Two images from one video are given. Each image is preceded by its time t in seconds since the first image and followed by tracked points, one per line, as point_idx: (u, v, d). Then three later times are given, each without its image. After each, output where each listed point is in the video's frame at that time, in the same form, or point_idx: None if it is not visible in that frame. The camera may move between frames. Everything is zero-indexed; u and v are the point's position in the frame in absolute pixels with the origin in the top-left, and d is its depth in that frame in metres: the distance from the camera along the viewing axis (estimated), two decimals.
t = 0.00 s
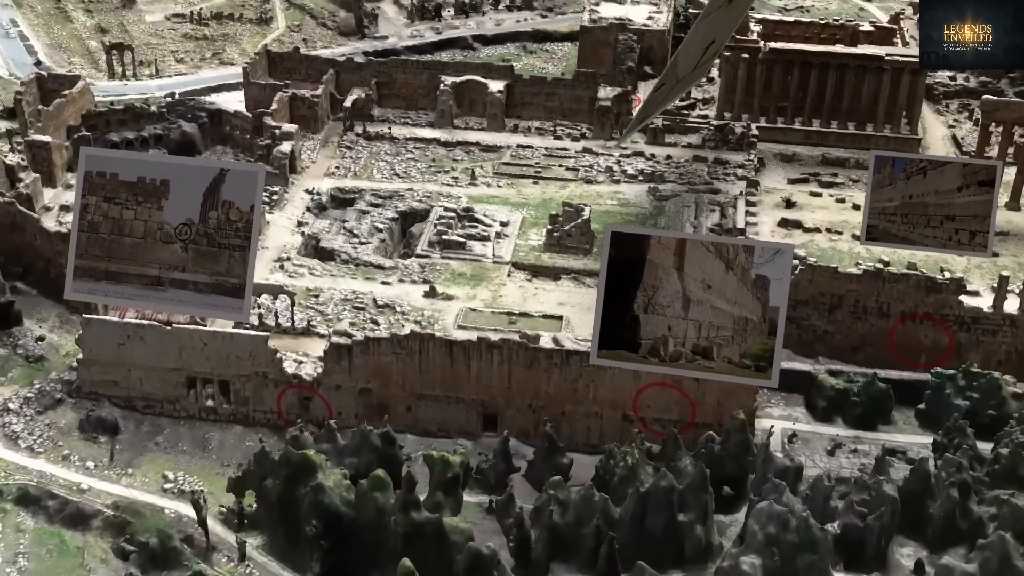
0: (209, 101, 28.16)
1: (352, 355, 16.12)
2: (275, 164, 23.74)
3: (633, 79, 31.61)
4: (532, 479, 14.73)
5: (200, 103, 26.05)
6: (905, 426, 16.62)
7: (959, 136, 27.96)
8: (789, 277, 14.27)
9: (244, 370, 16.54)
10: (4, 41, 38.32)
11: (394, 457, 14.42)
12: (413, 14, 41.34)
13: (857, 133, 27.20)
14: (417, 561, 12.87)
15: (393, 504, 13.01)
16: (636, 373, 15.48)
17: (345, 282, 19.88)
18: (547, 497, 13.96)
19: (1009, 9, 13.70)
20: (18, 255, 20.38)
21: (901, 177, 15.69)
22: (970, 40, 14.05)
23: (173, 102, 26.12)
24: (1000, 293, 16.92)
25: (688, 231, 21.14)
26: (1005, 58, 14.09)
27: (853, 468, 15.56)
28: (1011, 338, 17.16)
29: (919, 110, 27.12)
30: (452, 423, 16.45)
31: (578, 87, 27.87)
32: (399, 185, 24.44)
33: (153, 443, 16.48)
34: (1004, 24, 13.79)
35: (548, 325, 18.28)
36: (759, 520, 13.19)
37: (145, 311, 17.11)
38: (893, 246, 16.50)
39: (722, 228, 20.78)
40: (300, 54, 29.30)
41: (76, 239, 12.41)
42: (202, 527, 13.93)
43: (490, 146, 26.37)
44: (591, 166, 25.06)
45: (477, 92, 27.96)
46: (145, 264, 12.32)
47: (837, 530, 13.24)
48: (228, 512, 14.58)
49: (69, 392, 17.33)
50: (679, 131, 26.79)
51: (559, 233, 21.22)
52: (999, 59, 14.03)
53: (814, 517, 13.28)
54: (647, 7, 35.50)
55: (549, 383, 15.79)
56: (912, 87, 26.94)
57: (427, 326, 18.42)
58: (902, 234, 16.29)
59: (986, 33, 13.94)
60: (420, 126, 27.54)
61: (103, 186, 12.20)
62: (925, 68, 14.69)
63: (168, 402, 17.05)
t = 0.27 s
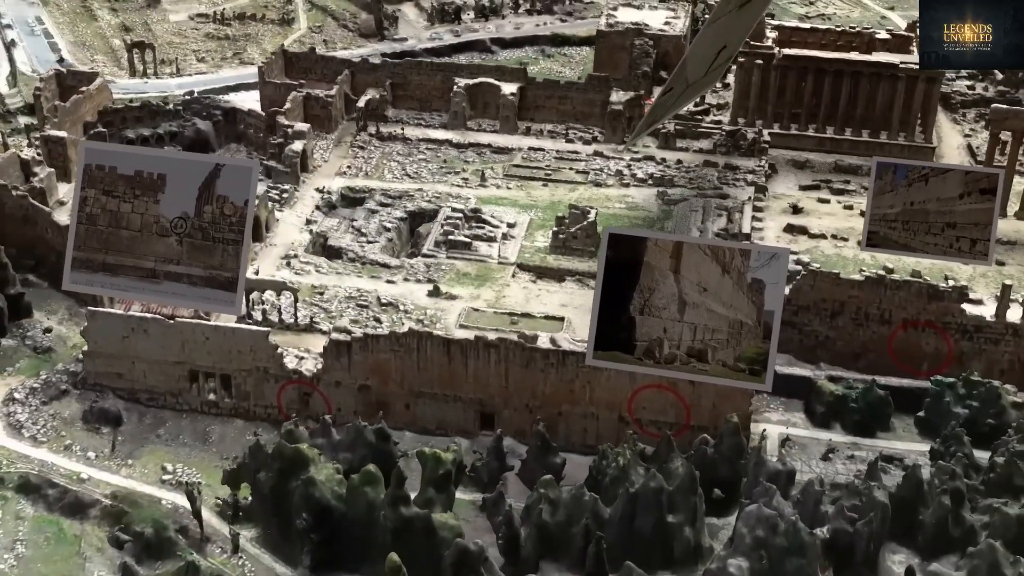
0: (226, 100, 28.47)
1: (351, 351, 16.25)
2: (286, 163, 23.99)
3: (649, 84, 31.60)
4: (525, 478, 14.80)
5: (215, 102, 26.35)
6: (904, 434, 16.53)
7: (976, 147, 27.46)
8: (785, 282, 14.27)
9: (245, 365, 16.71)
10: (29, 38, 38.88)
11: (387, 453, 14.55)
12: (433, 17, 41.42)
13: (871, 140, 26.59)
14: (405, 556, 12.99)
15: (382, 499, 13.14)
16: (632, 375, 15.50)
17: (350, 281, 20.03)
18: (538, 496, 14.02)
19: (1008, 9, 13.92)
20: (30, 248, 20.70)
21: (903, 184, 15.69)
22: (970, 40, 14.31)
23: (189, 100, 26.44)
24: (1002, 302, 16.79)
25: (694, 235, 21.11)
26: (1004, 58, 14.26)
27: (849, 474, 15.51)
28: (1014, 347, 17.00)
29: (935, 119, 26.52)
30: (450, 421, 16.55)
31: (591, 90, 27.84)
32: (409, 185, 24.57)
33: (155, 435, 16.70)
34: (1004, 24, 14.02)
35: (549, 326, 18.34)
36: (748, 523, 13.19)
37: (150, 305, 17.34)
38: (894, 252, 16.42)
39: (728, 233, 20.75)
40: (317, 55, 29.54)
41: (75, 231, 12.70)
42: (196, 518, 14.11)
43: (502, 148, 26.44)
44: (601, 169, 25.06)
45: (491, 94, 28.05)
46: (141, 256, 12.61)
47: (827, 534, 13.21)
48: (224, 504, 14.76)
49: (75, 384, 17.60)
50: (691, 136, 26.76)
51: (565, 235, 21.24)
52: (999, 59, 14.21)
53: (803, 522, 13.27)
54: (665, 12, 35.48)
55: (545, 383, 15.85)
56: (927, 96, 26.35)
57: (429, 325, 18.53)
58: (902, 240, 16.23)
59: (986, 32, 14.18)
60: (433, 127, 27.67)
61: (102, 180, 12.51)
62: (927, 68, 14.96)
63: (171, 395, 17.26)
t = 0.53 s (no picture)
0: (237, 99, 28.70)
1: (351, 349, 16.35)
2: (294, 163, 24.18)
3: (659, 88, 31.60)
4: (520, 477, 14.85)
5: (226, 101, 26.57)
6: (903, 438, 16.48)
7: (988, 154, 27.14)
8: (781, 285, 14.25)
9: (246, 361, 16.85)
10: (47, 37, 39.29)
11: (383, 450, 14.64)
12: (447, 19, 41.47)
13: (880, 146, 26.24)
14: (397, 552, 13.08)
15: (375, 495, 13.24)
16: (630, 376, 15.53)
17: (354, 279, 20.15)
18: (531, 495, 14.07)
19: (1008, 9, 13.98)
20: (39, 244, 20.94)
21: (903, 189, 15.61)
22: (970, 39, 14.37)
23: (200, 99, 26.66)
24: (1004, 308, 16.71)
25: (698, 238, 21.08)
26: (1005, 58, 14.27)
27: (846, 478, 15.47)
28: (1015, 353, 16.93)
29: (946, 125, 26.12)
30: (448, 420, 16.63)
31: (599, 93, 27.79)
32: (417, 185, 24.67)
33: (156, 429, 16.85)
34: (1003, 24, 14.09)
35: (550, 327, 18.40)
36: (740, 525, 13.21)
37: (154, 300, 17.49)
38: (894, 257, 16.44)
39: (731, 237, 20.75)
40: (328, 55, 29.72)
41: (75, 225, 12.89)
42: (193, 512, 14.25)
43: (510, 150, 26.49)
44: (608, 172, 25.06)
45: (500, 96, 28.11)
46: (140, 251, 12.77)
47: (819, 537, 13.21)
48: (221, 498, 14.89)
49: (79, 378, 17.79)
50: (699, 139, 26.74)
51: (569, 237, 21.25)
52: (999, 59, 14.26)
53: (795, 525, 13.26)
54: (678, 16, 35.47)
55: (543, 383, 15.90)
56: (938, 102, 25.96)
57: (431, 324, 18.62)
58: (902, 245, 16.25)
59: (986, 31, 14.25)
60: (443, 128, 27.76)
61: (102, 176, 12.70)
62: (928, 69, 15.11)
63: (174, 390, 17.42)
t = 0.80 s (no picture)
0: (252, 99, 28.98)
1: (351, 346, 16.50)
2: (305, 162, 24.40)
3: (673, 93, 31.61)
4: (514, 475, 14.94)
5: (239, 101, 26.84)
6: (901, 445, 16.44)
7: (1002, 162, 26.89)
8: (777, 288, 14.26)
9: (248, 356, 17.02)
10: (69, 36, 39.81)
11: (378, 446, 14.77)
12: (465, 22, 41.57)
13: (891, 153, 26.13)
14: (388, 547, 13.21)
15: (368, 490, 13.37)
16: (626, 377, 15.57)
17: (359, 278, 20.30)
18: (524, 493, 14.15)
19: (1008, 10, 14.38)
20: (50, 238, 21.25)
21: (903, 196, 15.65)
22: (970, 39, 14.69)
23: (215, 98, 26.96)
24: (1005, 316, 16.63)
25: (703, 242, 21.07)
26: (1004, 58, 14.54)
27: (841, 483, 15.46)
28: (1016, 361, 16.84)
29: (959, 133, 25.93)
30: (447, 418, 16.73)
31: (610, 97, 27.77)
32: (426, 186, 24.80)
33: (159, 423, 17.06)
34: (1003, 24, 14.45)
35: (551, 328, 18.47)
36: (730, 527, 13.23)
37: (160, 295, 17.72)
38: (894, 262, 16.36)
39: (736, 241, 20.76)
40: (342, 57, 29.96)
41: (75, 218, 13.11)
42: (190, 504, 14.44)
43: (520, 152, 26.57)
44: (617, 175, 25.04)
45: (512, 99, 28.22)
46: (138, 244, 12.99)
47: (809, 540, 13.22)
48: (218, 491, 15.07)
49: (85, 371, 18.04)
50: (709, 144, 26.73)
51: (574, 239, 21.31)
52: (999, 59, 14.51)
53: (785, 528, 13.28)
54: (693, 22, 35.47)
55: (540, 383, 15.98)
56: (950, 110, 25.78)
57: (433, 324, 18.74)
58: (902, 251, 16.16)
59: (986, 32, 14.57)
60: (454, 130, 27.90)
61: (103, 169, 12.93)
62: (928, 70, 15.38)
63: (177, 385, 17.62)
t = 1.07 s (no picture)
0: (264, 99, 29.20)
1: (351, 344, 16.62)
2: (313, 162, 24.58)
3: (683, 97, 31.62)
4: (510, 474, 15.02)
5: (250, 100, 27.06)
6: (900, 449, 16.41)
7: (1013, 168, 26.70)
8: (774, 291, 14.29)
9: (250, 353, 17.17)
10: (86, 35, 40.22)
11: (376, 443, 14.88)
12: (479, 25, 41.59)
13: (899, 159, 26.00)
14: (382, 543, 13.34)
15: (362, 486, 13.50)
16: (623, 378, 15.63)
17: (363, 277, 20.41)
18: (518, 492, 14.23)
19: (1008, 10, 14.23)
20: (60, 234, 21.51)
21: (903, 201, 15.56)
22: (969, 38, 14.62)
23: (226, 98, 27.19)
24: (1006, 322, 16.56)
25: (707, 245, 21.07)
26: (1004, 58, 14.46)
27: (838, 486, 15.46)
28: (1017, 367, 16.76)
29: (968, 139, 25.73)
30: (446, 416, 16.82)
31: (618, 100, 27.78)
32: (433, 187, 24.89)
33: (161, 418, 17.24)
34: (1003, 24, 14.33)
35: (552, 329, 18.54)
36: (722, 528, 13.28)
37: (165, 292, 17.90)
38: (894, 267, 16.34)
39: (740, 244, 20.76)
40: (354, 58, 30.15)
41: (76, 214, 13.28)
42: (188, 498, 14.59)
43: (528, 155, 26.63)
44: (624, 178, 25.04)
45: (521, 101, 28.29)
46: (137, 239, 13.16)
47: (801, 542, 13.25)
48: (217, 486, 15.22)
49: (90, 365, 18.24)
50: (717, 148, 26.73)
51: (578, 241, 21.36)
52: (999, 59, 14.47)
53: (778, 530, 13.31)
54: (706, 26, 35.47)
55: (538, 383, 16.06)
56: (960, 117, 25.56)
57: (435, 323, 18.84)
58: (902, 256, 16.15)
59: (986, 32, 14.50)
60: (464, 132, 28.00)
61: (104, 165, 13.11)
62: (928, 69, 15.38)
63: (180, 380, 17.79)
